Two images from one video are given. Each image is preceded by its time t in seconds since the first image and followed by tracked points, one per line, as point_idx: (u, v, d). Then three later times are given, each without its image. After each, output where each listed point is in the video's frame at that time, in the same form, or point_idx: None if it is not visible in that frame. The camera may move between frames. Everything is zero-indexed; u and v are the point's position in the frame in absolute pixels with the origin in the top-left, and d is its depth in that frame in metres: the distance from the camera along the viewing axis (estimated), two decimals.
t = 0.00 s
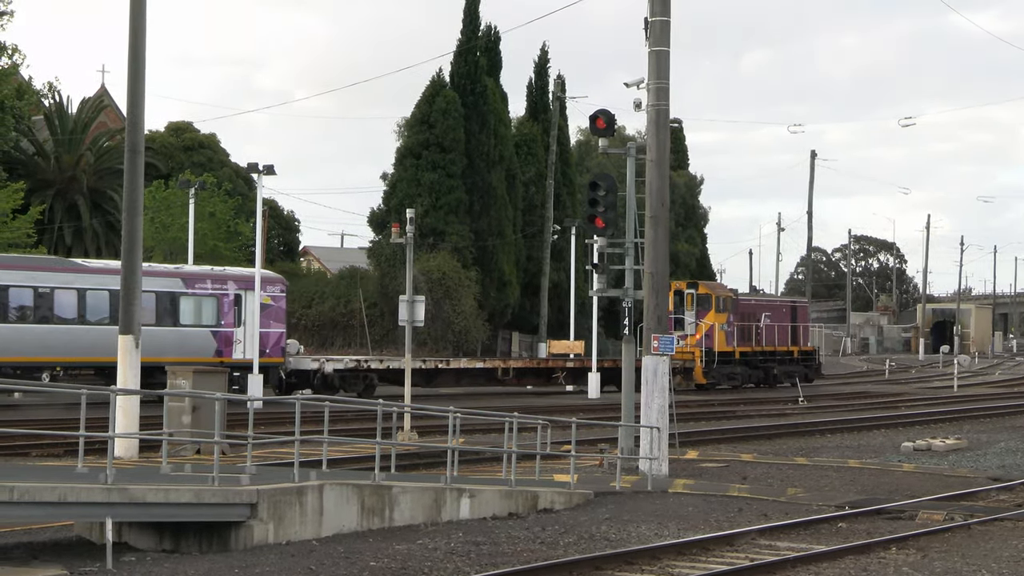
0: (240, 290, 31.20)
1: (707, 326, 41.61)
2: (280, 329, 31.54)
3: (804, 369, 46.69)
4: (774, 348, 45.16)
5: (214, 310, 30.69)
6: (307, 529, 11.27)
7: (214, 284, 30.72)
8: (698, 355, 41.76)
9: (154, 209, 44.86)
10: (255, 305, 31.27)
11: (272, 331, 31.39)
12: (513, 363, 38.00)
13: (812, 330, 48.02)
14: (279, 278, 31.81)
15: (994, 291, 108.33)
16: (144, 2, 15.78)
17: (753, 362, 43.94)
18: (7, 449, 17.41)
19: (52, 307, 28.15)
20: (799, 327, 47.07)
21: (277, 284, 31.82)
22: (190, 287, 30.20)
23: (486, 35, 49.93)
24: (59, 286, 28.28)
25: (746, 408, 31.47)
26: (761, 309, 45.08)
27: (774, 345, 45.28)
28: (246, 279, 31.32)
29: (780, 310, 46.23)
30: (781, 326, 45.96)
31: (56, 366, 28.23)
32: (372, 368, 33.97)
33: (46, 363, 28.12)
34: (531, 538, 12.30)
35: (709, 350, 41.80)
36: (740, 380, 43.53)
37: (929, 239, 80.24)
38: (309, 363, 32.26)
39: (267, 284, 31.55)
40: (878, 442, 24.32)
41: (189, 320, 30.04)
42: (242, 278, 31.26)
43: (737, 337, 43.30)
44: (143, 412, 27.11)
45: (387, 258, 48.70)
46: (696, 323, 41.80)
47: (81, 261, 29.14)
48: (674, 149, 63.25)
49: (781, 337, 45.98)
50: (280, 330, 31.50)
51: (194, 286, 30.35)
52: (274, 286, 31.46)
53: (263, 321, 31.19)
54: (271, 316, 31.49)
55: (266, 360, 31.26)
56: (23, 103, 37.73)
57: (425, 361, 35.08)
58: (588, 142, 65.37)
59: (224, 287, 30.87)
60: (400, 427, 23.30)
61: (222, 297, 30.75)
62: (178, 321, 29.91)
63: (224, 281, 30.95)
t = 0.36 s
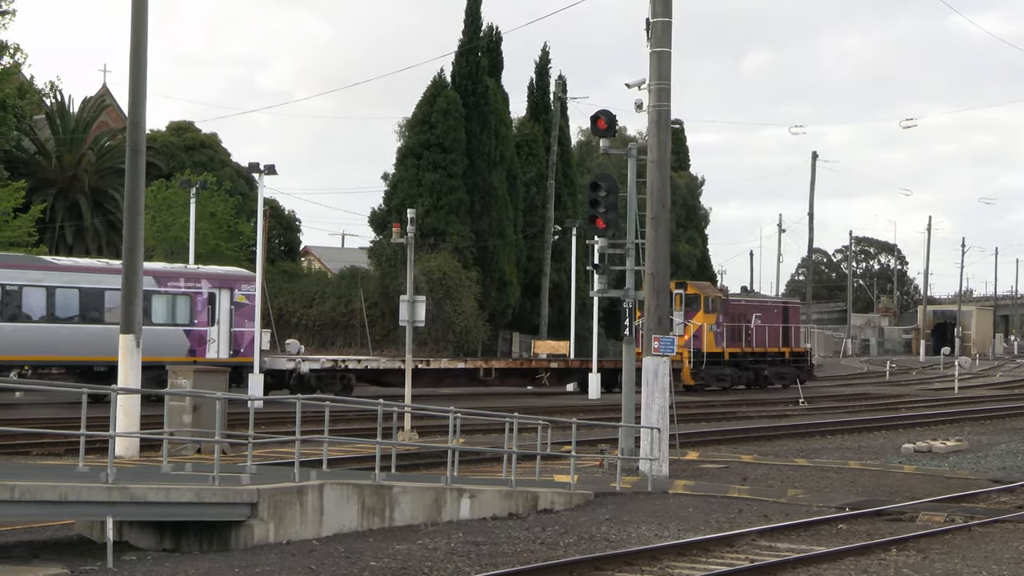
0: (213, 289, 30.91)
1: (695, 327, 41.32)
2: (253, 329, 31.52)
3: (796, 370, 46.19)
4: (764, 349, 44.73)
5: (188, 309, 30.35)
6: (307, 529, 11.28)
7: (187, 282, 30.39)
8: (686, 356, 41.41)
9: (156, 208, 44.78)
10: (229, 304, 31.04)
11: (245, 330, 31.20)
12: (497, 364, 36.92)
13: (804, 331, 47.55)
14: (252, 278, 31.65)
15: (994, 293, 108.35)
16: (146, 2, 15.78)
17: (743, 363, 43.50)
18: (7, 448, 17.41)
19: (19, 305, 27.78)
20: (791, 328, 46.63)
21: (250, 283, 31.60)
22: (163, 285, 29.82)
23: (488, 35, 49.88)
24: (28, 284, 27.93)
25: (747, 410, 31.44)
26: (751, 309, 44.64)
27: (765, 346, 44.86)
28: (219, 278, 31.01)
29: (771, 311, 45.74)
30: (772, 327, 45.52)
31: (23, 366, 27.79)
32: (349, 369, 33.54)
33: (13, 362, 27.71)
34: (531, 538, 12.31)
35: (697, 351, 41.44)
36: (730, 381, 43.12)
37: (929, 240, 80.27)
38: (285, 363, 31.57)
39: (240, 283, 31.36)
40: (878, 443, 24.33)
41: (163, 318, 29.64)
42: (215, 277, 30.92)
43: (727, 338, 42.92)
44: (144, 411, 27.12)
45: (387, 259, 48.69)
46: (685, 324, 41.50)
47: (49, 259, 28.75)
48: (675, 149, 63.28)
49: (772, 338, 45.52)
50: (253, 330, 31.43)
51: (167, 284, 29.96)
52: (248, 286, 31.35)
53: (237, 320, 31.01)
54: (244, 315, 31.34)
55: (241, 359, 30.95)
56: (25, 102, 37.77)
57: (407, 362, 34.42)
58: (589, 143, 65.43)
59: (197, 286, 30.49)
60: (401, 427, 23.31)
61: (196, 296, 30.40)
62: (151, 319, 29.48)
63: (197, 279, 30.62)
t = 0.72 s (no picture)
0: (187, 290, 30.03)
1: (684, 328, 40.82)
2: (229, 330, 30.81)
3: (789, 371, 45.78)
4: (756, 350, 44.26)
5: (161, 311, 29.48)
6: (309, 532, 11.26)
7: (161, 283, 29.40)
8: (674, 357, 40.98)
9: (158, 211, 44.58)
10: (203, 305, 30.29)
11: (220, 332, 30.57)
12: (479, 366, 36.78)
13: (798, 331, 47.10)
14: (228, 279, 30.85)
15: (995, 293, 108.32)
16: (145, 3, 15.77)
17: (734, 364, 43.09)
18: (8, 452, 17.40)
19: None
20: (784, 329, 46.19)
21: (226, 284, 30.81)
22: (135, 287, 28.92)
23: (489, 37, 49.87)
24: None
25: (748, 411, 31.42)
26: (743, 310, 44.17)
27: (756, 347, 44.41)
28: (192, 279, 30.22)
29: (763, 311, 45.27)
30: (764, 328, 45.07)
31: None
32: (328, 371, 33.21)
33: None
34: (534, 540, 12.30)
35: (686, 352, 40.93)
36: (721, 383, 42.71)
37: (930, 240, 80.21)
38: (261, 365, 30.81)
39: (216, 284, 30.58)
40: (880, 444, 24.31)
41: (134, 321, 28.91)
42: (189, 277, 30.10)
43: (717, 338, 42.42)
44: (146, 414, 27.13)
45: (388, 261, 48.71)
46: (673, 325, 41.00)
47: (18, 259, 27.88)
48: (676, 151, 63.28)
49: (764, 338, 45.06)
50: (228, 331, 30.78)
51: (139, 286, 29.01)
52: (223, 287, 30.59)
53: (212, 323, 30.34)
54: (219, 317, 30.64)
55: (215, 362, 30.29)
56: (25, 106, 37.82)
57: (387, 365, 34.04)
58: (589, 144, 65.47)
59: (170, 286, 29.60)
60: (402, 430, 23.31)
61: (169, 298, 29.55)
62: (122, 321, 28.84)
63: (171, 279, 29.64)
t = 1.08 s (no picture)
0: (157, 310, 29.70)
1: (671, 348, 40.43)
2: (200, 350, 30.44)
3: (777, 392, 45.76)
4: (744, 370, 44.21)
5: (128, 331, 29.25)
6: (306, 553, 11.22)
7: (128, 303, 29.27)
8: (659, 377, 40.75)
9: (156, 232, 44.74)
10: (173, 326, 29.93)
11: (191, 353, 30.18)
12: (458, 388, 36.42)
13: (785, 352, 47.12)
14: (199, 298, 30.46)
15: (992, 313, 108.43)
16: (142, 25, 15.84)
17: (722, 385, 43.12)
18: (5, 473, 17.38)
19: None
20: (771, 349, 46.19)
21: (197, 303, 30.44)
22: (100, 307, 28.87)
23: (486, 58, 50.03)
24: None
25: (746, 432, 31.40)
26: (730, 330, 44.26)
27: (743, 367, 44.36)
28: (163, 298, 29.81)
29: (751, 332, 45.41)
30: (751, 348, 45.05)
31: None
32: (302, 393, 32.66)
33: None
34: (532, 561, 12.28)
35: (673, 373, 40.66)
36: (708, 404, 42.64)
37: (927, 260, 80.36)
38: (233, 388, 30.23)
39: (186, 304, 30.17)
40: (877, 465, 24.31)
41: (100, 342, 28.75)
42: (160, 297, 29.73)
43: (704, 358, 42.42)
44: (143, 435, 27.09)
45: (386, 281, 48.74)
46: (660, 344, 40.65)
47: None
48: (675, 171, 63.46)
49: (752, 359, 45.13)
50: (200, 352, 30.40)
51: (106, 305, 29.03)
52: (194, 307, 30.17)
53: (182, 343, 29.96)
54: (190, 337, 30.23)
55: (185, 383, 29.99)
56: (22, 126, 37.96)
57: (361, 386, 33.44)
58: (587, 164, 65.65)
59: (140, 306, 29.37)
60: (399, 451, 23.29)
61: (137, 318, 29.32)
62: (89, 342, 28.64)
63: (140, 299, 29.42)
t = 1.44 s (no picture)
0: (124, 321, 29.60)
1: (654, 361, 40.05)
2: (169, 362, 30.18)
3: (763, 407, 45.52)
4: (729, 384, 44.15)
5: (95, 343, 29.21)
6: (301, 566, 11.21)
7: (95, 314, 29.19)
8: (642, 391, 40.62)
9: (152, 245, 44.52)
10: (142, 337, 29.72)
11: (159, 365, 29.95)
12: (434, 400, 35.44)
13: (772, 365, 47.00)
14: (167, 310, 30.17)
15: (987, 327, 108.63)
16: (138, 39, 15.89)
17: (706, 399, 43.10)
18: (0, 485, 17.37)
19: None
20: (758, 363, 46.08)
21: (166, 315, 30.12)
22: (67, 319, 28.64)
23: (481, 71, 50.11)
24: None
25: (742, 445, 31.39)
26: (716, 343, 44.13)
27: (729, 381, 44.29)
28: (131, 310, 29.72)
29: (737, 345, 45.16)
30: (737, 361, 44.96)
31: None
32: (273, 407, 31.83)
33: None
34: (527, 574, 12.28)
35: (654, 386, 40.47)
36: (691, 417, 42.65)
37: (922, 274, 80.53)
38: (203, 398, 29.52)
39: (155, 315, 29.96)
40: (873, 478, 24.33)
41: (66, 354, 28.59)
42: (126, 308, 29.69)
43: (688, 372, 42.36)
44: (138, 447, 27.04)
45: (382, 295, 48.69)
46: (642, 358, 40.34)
47: None
48: (671, 185, 63.63)
49: (737, 372, 44.93)
50: (168, 364, 30.18)
51: (72, 317, 28.80)
52: (162, 318, 29.90)
53: (150, 355, 29.76)
54: (158, 349, 30.00)
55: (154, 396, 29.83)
56: (18, 139, 38.03)
57: (337, 399, 32.65)
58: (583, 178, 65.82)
59: (105, 318, 29.41)
60: (395, 463, 23.29)
61: (104, 329, 29.26)
62: (55, 354, 28.42)
63: (107, 310, 29.41)
